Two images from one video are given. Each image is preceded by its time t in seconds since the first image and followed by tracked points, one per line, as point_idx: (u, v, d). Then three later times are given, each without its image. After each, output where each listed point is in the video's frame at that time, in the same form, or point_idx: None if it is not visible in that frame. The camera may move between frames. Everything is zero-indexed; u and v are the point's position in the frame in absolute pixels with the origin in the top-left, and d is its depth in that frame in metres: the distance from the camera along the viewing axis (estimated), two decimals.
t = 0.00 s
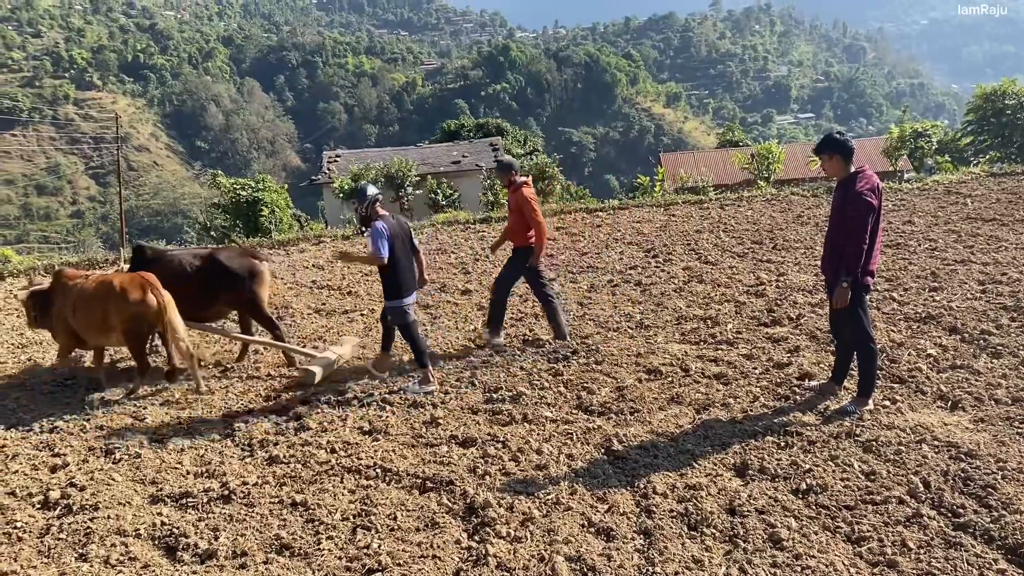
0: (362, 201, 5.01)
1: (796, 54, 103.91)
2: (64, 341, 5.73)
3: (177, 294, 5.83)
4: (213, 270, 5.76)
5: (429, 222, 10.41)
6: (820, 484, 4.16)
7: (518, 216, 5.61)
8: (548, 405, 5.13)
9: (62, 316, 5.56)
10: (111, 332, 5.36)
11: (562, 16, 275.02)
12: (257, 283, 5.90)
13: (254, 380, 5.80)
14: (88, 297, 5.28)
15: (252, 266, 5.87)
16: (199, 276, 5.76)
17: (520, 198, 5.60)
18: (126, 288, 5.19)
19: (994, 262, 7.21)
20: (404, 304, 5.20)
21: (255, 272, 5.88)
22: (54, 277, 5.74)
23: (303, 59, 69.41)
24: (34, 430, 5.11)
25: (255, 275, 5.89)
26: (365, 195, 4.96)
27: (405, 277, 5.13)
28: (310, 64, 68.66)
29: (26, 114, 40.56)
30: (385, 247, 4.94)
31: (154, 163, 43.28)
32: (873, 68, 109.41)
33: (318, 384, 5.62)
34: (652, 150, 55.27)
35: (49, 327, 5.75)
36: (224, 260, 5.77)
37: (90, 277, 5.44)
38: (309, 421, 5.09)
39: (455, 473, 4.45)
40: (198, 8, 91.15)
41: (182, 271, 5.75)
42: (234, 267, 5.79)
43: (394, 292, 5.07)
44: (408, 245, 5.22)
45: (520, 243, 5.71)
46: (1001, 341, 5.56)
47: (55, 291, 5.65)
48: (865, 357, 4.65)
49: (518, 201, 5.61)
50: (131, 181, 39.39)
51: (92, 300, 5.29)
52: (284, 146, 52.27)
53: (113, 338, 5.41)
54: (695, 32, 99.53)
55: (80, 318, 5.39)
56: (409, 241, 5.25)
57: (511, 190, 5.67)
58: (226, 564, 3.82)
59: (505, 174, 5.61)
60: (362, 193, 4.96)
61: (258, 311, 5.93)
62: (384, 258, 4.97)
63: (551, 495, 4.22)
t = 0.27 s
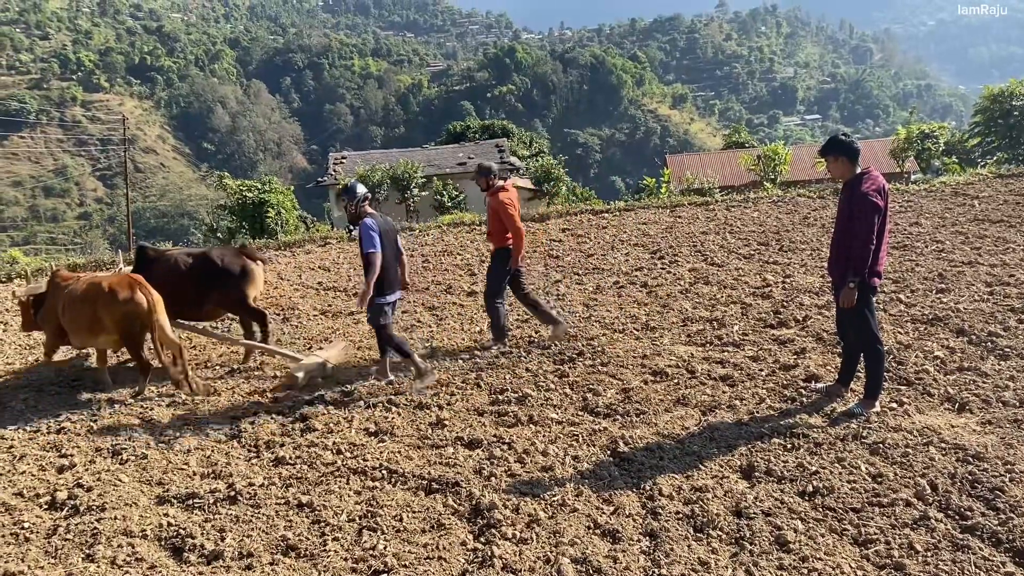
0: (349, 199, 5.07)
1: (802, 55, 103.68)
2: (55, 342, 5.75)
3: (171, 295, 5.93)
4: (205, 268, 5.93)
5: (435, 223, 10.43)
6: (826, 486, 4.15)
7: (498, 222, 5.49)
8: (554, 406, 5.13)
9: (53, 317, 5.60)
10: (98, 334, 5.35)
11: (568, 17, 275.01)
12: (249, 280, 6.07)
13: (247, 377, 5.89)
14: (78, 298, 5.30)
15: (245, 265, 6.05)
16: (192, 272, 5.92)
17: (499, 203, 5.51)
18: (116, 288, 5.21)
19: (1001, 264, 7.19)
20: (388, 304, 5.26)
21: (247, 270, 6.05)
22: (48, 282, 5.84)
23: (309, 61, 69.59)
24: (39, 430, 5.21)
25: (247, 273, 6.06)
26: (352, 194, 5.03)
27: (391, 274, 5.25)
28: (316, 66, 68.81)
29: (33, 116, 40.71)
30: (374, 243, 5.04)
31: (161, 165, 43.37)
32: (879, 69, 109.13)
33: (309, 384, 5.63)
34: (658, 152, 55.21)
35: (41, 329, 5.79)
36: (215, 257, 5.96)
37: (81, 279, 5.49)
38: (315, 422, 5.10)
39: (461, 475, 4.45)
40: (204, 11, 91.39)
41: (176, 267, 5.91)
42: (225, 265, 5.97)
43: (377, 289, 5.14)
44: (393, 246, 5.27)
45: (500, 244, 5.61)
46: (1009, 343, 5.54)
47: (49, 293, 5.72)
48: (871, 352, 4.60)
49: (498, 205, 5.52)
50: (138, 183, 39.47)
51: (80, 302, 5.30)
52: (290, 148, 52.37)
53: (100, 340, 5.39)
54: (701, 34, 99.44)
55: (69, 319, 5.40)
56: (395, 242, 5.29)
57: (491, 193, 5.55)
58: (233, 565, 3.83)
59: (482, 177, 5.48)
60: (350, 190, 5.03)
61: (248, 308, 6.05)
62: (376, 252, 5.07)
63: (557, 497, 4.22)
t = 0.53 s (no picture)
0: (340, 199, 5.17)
1: (812, 57, 103.34)
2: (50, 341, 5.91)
3: (167, 294, 6.03)
4: (201, 268, 5.97)
5: (444, 225, 10.44)
6: (836, 490, 4.14)
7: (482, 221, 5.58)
8: (562, 409, 5.13)
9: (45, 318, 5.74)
10: (92, 333, 5.52)
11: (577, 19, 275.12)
12: (244, 281, 6.10)
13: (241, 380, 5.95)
14: (71, 298, 5.46)
15: (239, 265, 6.07)
16: (189, 271, 5.98)
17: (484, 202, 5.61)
18: (109, 289, 5.38)
19: (1013, 266, 7.14)
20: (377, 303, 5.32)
21: (241, 272, 6.07)
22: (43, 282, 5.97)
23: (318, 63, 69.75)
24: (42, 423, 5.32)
25: (241, 274, 6.07)
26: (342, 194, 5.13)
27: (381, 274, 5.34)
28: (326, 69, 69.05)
29: (45, 120, 40.95)
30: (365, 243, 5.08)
31: (171, 167, 43.54)
32: (890, 71, 108.65)
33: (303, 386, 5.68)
34: (667, 154, 55.09)
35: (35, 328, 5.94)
36: (211, 256, 5.99)
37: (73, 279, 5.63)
38: (324, 424, 5.11)
39: (469, 477, 4.46)
40: (215, 14, 91.81)
41: (176, 266, 5.98)
42: (221, 265, 6.00)
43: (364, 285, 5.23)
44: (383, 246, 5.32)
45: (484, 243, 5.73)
46: (1021, 346, 5.50)
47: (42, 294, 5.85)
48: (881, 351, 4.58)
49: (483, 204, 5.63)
50: (148, 186, 39.62)
51: (72, 301, 5.45)
52: (300, 151, 52.54)
53: (93, 340, 5.57)
54: (710, 36, 99.29)
55: (61, 319, 5.56)
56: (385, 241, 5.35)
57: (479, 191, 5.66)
58: (242, 567, 3.84)
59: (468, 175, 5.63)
60: (338, 191, 5.13)
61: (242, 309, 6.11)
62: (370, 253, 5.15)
63: (566, 499, 4.22)
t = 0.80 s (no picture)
0: (321, 206, 4.95)
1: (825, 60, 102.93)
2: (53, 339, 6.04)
3: (172, 296, 6.13)
4: (205, 271, 6.02)
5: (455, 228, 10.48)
6: (849, 494, 4.12)
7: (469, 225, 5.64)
8: (573, 411, 5.13)
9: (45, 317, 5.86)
10: (94, 334, 5.66)
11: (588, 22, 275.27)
12: (245, 285, 6.14)
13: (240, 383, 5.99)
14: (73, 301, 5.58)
15: (241, 269, 6.10)
16: (194, 274, 6.05)
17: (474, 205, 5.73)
18: (112, 294, 5.52)
19: None
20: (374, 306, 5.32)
21: (243, 276, 6.10)
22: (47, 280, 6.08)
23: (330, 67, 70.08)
24: (52, 421, 5.43)
25: (243, 278, 6.12)
26: (327, 202, 4.91)
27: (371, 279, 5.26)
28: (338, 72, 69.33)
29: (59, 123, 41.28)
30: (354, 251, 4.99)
31: (185, 170, 43.75)
32: (903, 74, 108.09)
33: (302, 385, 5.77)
34: (679, 156, 54.88)
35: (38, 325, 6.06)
36: (215, 260, 6.04)
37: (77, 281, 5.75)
38: (336, 426, 5.12)
39: (481, 480, 4.46)
40: (228, 18, 92.25)
41: (181, 269, 6.08)
42: (225, 269, 6.05)
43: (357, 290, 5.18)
44: (370, 251, 5.21)
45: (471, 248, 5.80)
46: None
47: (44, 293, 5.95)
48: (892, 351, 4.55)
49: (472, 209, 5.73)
50: (162, 189, 39.83)
51: (76, 304, 5.58)
52: (313, 154, 52.80)
53: (95, 341, 5.72)
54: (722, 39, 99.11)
55: (62, 320, 5.68)
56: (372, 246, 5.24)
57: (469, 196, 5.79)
58: (255, 569, 3.85)
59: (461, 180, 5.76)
60: (324, 199, 4.91)
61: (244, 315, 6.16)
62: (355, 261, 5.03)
63: (577, 503, 4.22)
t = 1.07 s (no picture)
0: (308, 211, 5.27)
1: (841, 62, 102.19)
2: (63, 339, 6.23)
3: (179, 298, 6.29)
4: (211, 274, 6.16)
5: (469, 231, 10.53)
6: (865, 499, 4.10)
7: (460, 227, 5.72)
8: (587, 415, 5.12)
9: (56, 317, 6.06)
10: (101, 333, 5.83)
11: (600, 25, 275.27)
12: (252, 288, 6.26)
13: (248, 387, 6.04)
14: (80, 301, 5.77)
15: (247, 272, 6.22)
16: (200, 277, 6.20)
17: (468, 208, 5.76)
18: (117, 294, 5.70)
19: None
20: (356, 310, 5.58)
21: (249, 279, 6.22)
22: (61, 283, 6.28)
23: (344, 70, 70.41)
24: (69, 422, 5.53)
25: (248, 281, 6.23)
26: (312, 206, 5.23)
27: (357, 284, 5.48)
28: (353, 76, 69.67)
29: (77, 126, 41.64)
30: (334, 258, 5.22)
31: (201, 173, 44.01)
32: (920, 76, 107.16)
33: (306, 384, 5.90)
34: (693, 158, 54.55)
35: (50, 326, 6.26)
36: (222, 263, 6.17)
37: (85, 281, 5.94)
38: (351, 428, 5.14)
39: (495, 482, 4.47)
40: (243, 22, 92.78)
41: (188, 272, 6.22)
42: (230, 272, 6.17)
43: (345, 298, 5.40)
44: (357, 252, 5.51)
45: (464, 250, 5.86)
46: None
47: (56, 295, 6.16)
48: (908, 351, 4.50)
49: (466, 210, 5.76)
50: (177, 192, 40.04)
51: (83, 303, 5.76)
52: (327, 157, 52.97)
53: (102, 341, 5.89)
54: (736, 41, 98.72)
55: (71, 319, 5.87)
56: (359, 248, 5.53)
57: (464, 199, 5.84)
58: (270, 569, 3.87)
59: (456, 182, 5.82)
60: (312, 204, 5.23)
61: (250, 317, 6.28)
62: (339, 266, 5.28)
63: (591, 506, 4.21)
